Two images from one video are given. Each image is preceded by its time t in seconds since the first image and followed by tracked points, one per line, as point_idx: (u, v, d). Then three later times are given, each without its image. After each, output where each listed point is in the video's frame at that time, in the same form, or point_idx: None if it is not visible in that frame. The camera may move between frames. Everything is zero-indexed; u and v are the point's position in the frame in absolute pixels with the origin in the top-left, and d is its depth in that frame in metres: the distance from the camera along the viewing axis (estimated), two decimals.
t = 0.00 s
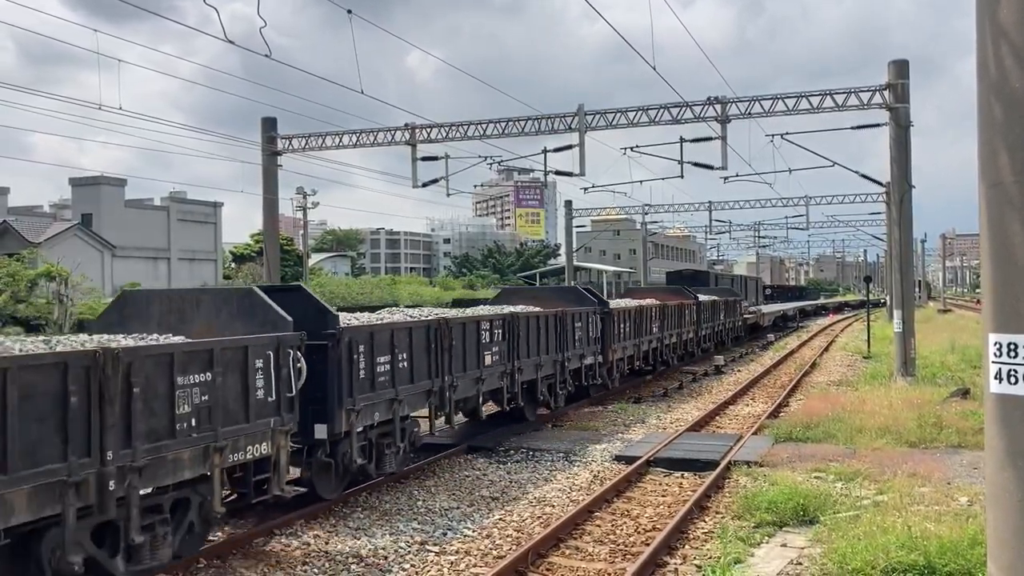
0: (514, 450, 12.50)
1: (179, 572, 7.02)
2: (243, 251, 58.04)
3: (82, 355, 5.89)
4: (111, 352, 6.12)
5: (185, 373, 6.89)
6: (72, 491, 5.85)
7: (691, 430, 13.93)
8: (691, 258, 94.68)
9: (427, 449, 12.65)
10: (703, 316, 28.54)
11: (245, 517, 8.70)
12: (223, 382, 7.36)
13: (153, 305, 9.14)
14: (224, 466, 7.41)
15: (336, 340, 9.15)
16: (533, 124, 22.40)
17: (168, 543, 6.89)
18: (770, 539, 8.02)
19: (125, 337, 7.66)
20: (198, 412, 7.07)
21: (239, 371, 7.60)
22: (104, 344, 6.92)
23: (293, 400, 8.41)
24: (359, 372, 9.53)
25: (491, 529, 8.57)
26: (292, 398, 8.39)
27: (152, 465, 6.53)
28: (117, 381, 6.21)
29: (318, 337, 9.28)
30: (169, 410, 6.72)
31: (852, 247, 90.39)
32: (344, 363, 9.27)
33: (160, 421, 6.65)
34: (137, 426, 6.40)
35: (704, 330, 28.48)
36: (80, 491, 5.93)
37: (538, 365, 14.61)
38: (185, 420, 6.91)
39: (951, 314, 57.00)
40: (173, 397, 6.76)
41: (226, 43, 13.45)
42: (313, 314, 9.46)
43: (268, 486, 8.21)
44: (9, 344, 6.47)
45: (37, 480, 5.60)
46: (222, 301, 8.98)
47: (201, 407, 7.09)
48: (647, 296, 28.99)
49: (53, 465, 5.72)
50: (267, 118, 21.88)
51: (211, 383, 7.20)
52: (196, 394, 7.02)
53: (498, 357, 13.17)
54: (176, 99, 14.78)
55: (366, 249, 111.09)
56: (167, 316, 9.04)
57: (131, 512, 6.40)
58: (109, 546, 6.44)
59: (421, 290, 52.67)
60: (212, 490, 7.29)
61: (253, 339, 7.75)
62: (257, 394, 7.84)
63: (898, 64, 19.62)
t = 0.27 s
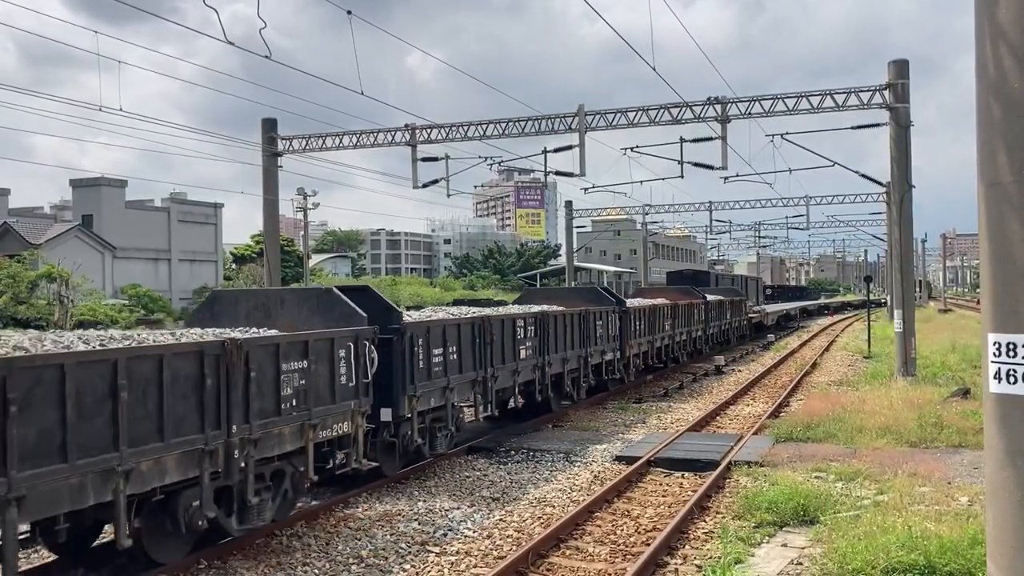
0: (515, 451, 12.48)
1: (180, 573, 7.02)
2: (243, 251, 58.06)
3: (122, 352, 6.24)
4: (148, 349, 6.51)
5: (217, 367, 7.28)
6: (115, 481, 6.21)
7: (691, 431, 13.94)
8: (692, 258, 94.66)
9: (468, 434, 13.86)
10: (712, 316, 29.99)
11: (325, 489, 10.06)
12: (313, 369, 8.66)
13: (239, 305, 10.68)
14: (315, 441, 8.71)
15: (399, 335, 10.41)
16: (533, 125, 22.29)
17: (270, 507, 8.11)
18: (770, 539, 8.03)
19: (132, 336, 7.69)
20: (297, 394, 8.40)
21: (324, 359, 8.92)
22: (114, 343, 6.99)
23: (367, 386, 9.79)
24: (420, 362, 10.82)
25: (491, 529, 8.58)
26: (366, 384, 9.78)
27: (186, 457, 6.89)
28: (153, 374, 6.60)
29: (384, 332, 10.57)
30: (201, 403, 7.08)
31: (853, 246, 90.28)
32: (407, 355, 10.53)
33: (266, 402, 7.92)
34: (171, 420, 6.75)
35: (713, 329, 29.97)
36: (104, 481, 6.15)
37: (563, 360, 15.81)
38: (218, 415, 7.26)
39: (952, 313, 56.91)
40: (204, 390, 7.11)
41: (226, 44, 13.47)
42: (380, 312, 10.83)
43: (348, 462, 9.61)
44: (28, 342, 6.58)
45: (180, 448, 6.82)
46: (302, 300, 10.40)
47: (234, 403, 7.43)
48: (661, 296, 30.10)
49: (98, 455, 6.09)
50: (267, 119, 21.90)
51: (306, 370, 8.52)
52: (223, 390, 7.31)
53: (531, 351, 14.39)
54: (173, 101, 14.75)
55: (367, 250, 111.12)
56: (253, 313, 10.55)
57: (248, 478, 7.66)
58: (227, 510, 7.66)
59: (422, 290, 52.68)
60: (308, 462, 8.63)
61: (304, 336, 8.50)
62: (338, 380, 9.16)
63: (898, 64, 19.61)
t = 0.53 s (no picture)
0: (515, 452, 12.48)
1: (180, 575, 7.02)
2: (243, 252, 58.08)
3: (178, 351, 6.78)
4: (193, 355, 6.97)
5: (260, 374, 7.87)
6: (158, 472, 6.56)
7: (692, 431, 13.94)
8: (692, 258, 94.66)
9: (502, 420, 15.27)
10: (719, 315, 31.49)
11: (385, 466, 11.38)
12: (384, 359, 9.93)
13: (306, 303, 12.13)
14: (384, 422, 9.95)
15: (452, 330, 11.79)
16: (532, 125, 21.85)
17: (348, 480, 9.34)
18: (770, 539, 8.02)
19: (132, 333, 7.65)
20: (373, 380, 9.68)
21: (393, 351, 10.20)
22: (119, 340, 7.03)
23: (426, 374, 11.07)
24: (467, 355, 12.20)
25: (491, 530, 8.58)
26: (426, 372, 11.06)
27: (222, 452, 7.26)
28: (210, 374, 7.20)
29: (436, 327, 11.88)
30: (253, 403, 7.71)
31: (853, 246, 90.19)
32: (457, 348, 11.89)
33: (347, 388, 9.16)
34: (210, 414, 7.14)
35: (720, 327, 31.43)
36: (116, 484, 6.19)
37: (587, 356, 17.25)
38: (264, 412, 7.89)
39: (953, 313, 56.81)
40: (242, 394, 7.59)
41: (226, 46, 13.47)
42: (433, 309, 12.26)
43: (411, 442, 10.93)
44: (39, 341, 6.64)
45: (281, 426, 8.00)
46: (364, 299, 11.83)
47: (261, 399, 7.81)
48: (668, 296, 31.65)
49: (184, 437, 6.86)
50: (267, 120, 21.90)
51: (379, 359, 9.78)
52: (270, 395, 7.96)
53: (558, 347, 15.82)
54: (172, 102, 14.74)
55: (367, 250, 111.15)
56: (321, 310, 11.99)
57: (334, 453, 8.93)
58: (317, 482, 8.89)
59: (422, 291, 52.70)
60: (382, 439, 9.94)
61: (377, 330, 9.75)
62: (402, 370, 10.42)
63: (898, 64, 19.62)
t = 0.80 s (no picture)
0: (515, 453, 12.48)
1: None
2: (243, 254, 58.09)
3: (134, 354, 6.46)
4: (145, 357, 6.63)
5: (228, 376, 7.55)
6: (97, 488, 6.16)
7: (692, 432, 13.96)
8: (693, 259, 94.69)
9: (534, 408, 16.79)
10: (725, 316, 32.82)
11: (435, 447, 12.77)
12: (439, 352, 11.42)
13: (362, 302, 13.65)
14: (438, 408, 11.41)
15: (493, 324, 13.20)
16: (532, 126, 21.73)
17: (409, 459, 10.73)
18: (771, 540, 8.02)
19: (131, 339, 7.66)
20: (429, 370, 11.16)
21: (445, 345, 11.66)
22: (115, 346, 7.03)
23: (472, 366, 12.52)
24: (506, 349, 13.63)
25: (491, 531, 8.58)
26: (472, 365, 12.52)
27: (389, 409, 10.03)
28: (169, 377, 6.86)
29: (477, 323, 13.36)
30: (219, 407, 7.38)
31: (853, 247, 90.16)
32: (497, 340, 13.27)
33: (409, 376, 10.60)
34: (307, 398, 8.53)
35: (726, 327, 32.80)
36: (239, 453, 7.54)
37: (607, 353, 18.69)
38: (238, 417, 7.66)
39: (953, 313, 56.77)
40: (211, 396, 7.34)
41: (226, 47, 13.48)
42: (475, 308, 13.74)
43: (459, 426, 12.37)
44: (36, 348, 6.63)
45: (359, 408, 9.39)
46: (415, 299, 13.40)
47: (344, 385, 9.22)
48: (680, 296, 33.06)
49: (288, 416, 8.23)
50: (267, 121, 21.90)
51: (435, 352, 11.28)
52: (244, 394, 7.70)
53: (582, 343, 17.27)
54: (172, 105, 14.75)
55: (368, 252, 111.21)
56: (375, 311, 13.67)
57: (398, 433, 10.31)
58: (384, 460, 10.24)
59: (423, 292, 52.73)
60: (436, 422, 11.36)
61: (433, 326, 11.24)
62: (453, 361, 11.93)
63: (898, 65, 19.62)
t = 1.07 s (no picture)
0: (516, 454, 12.48)
1: None
2: (243, 255, 58.08)
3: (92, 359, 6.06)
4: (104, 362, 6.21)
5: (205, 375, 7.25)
6: (145, 481, 6.54)
7: (692, 433, 13.98)
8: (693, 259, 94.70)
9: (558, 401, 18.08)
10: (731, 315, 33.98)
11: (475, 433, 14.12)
12: (481, 346, 12.80)
13: (407, 302, 15.05)
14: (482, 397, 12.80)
15: (526, 321, 14.45)
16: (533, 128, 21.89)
17: (456, 442, 12.12)
18: (771, 541, 8.02)
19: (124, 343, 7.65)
20: (474, 362, 12.55)
21: (487, 340, 13.04)
22: (107, 350, 7.04)
23: (508, 360, 13.88)
24: (538, 345, 14.90)
25: (491, 532, 8.58)
26: (508, 358, 13.88)
27: (442, 396, 11.41)
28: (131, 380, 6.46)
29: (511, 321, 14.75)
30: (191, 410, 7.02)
31: (853, 248, 90.19)
32: (530, 336, 14.54)
33: (458, 367, 12.02)
34: (379, 384, 9.92)
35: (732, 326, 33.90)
36: (328, 431, 8.95)
37: (624, 349, 19.95)
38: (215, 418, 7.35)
39: (953, 314, 56.78)
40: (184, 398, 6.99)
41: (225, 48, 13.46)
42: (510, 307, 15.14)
43: (498, 413, 13.78)
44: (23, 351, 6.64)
45: (418, 395, 10.77)
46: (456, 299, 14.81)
47: (407, 374, 10.62)
48: (688, 296, 34.12)
49: (365, 400, 9.62)
50: (267, 123, 21.90)
51: (478, 346, 12.67)
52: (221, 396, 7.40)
53: (602, 340, 18.56)
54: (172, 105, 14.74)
55: (368, 252, 111.23)
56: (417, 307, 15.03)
57: (449, 419, 11.70)
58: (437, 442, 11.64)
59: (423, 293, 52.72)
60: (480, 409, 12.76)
61: (477, 323, 12.66)
62: (494, 355, 13.30)
63: (897, 65, 19.63)
